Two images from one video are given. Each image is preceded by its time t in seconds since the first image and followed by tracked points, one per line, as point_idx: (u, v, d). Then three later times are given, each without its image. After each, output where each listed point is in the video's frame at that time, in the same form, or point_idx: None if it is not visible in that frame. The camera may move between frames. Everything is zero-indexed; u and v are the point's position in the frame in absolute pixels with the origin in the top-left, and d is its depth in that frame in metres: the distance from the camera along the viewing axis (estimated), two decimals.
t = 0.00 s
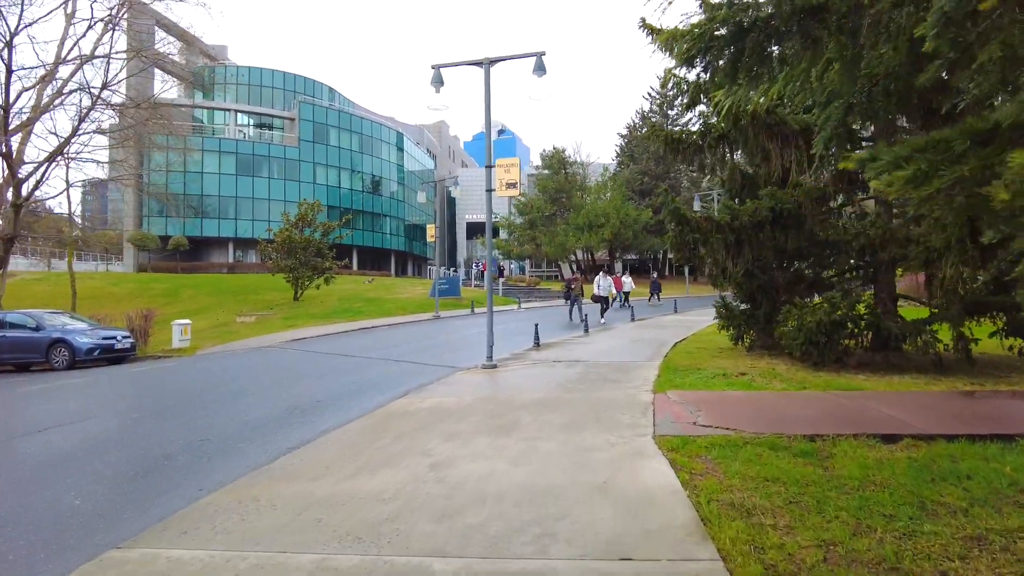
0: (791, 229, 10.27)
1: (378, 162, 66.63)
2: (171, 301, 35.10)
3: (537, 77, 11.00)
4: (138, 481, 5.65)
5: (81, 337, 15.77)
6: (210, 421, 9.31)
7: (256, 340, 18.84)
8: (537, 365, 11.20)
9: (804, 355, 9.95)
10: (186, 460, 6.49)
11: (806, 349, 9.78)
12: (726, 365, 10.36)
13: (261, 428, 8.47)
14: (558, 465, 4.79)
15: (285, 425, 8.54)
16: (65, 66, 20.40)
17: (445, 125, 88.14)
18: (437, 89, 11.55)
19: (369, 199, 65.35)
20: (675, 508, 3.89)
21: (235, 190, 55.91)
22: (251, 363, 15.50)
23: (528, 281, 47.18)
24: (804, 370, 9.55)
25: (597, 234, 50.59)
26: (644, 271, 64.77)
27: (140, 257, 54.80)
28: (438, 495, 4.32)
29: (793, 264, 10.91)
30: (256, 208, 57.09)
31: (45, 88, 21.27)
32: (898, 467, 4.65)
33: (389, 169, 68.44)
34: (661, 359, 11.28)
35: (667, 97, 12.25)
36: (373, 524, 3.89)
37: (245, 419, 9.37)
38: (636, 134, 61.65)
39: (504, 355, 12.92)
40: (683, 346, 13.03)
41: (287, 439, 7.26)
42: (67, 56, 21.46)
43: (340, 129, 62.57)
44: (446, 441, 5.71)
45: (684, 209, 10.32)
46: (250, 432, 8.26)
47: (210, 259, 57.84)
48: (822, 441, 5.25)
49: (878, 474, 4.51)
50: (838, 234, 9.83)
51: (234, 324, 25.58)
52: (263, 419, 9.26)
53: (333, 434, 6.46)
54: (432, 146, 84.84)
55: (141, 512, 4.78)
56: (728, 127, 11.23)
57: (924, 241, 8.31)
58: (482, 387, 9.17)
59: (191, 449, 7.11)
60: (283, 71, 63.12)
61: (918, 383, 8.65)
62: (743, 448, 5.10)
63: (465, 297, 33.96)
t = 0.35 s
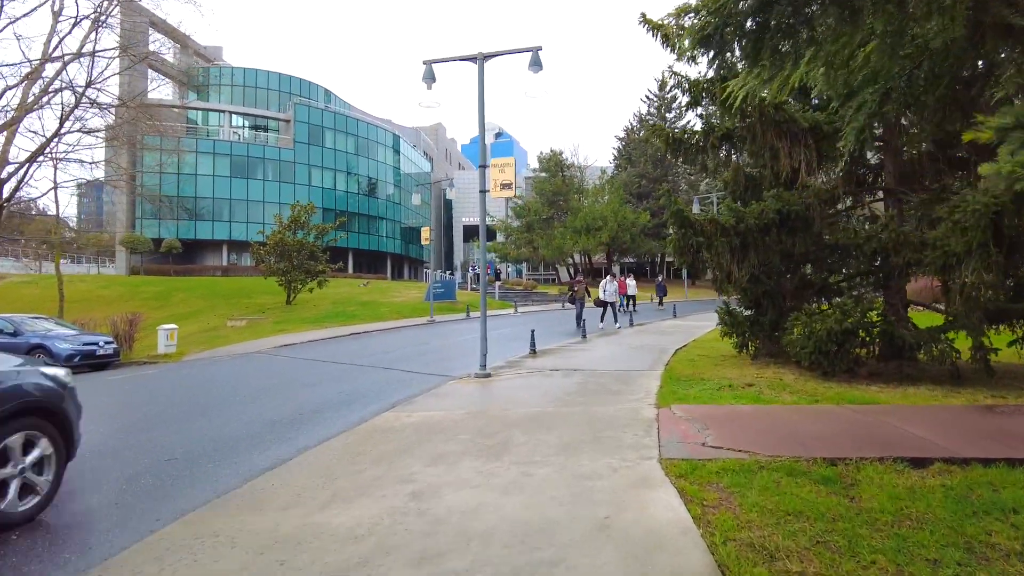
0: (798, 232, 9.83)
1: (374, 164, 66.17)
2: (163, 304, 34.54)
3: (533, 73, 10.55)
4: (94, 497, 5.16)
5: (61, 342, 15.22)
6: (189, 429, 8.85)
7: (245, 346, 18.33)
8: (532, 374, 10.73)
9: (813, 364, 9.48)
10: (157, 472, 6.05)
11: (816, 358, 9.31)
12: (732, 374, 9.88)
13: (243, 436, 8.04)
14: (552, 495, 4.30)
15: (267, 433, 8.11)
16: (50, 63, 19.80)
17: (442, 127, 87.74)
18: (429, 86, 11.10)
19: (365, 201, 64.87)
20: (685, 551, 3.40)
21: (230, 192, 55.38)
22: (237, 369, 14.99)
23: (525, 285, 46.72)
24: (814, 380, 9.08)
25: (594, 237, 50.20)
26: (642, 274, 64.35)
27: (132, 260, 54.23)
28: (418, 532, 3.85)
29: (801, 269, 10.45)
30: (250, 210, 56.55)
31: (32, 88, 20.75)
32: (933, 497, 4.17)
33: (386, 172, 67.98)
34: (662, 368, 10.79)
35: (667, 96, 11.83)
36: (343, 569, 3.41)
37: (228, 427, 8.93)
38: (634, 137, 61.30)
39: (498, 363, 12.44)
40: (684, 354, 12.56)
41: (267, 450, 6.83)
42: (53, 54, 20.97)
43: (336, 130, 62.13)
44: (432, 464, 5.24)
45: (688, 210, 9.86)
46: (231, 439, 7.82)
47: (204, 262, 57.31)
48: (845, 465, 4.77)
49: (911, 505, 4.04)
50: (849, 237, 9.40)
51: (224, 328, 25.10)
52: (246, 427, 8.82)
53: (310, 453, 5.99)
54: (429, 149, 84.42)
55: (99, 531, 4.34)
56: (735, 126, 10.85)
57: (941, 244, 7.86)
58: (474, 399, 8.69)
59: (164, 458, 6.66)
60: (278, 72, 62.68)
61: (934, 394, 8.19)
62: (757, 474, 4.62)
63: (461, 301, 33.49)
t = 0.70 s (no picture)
0: (804, 232, 9.38)
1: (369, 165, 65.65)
2: (152, 306, 33.95)
3: (526, 65, 10.06)
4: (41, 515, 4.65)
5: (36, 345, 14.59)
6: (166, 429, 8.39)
7: (230, 349, 17.79)
8: (526, 380, 10.26)
9: (821, 371, 9.01)
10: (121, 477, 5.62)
11: (824, 364, 8.82)
12: (734, 381, 9.44)
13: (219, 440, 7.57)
14: (540, 526, 3.82)
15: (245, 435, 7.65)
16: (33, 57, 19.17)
17: (438, 128, 87.26)
18: (417, 78, 10.62)
19: (360, 202, 64.32)
20: None
21: (223, 193, 54.86)
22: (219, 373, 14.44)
23: (521, 287, 46.23)
24: (821, 388, 8.62)
25: (592, 238, 49.71)
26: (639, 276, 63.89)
27: (124, 261, 53.61)
28: (387, 569, 3.38)
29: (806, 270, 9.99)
30: (243, 211, 56.01)
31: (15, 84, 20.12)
32: (973, 528, 3.67)
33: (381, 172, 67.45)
34: (663, 374, 10.30)
35: (667, 90, 11.35)
36: None
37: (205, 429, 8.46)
38: (631, 138, 60.87)
39: (491, 368, 11.94)
40: (683, 359, 12.08)
41: (242, 455, 6.37)
42: (37, 49, 20.43)
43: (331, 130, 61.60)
44: (410, 483, 4.77)
45: (689, 208, 9.37)
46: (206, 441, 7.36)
47: (198, 263, 56.78)
48: (868, 489, 4.26)
49: (948, 537, 3.55)
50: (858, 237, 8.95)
51: (213, 331, 24.59)
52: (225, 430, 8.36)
53: (280, 470, 5.50)
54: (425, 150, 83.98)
55: (45, 555, 3.90)
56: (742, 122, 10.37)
57: (959, 244, 7.38)
58: (464, 407, 8.21)
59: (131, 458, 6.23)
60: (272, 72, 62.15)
61: (951, 403, 7.71)
62: (769, 500, 4.13)
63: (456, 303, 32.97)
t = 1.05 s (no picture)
0: (814, 230, 8.94)
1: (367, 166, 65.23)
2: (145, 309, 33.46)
3: (522, 55, 9.60)
4: None
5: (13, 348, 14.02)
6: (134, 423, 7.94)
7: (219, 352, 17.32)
8: (523, 385, 9.76)
9: (834, 377, 8.52)
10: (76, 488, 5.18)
11: (838, 369, 8.33)
12: (742, 386, 8.96)
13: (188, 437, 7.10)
14: (531, 560, 3.31)
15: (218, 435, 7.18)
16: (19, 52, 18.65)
17: (436, 130, 86.91)
18: (409, 69, 10.16)
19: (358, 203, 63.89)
20: None
21: (219, 194, 54.29)
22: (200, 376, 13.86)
23: (520, 288, 45.81)
24: (836, 395, 8.14)
25: (591, 239, 49.32)
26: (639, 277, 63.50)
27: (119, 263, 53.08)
28: None
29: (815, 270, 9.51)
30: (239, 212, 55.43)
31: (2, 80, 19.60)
32: None
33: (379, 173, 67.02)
34: (666, 380, 9.82)
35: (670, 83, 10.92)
36: None
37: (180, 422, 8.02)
38: (631, 138, 60.52)
39: (487, 373, 11.46)
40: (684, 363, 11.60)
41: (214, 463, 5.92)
42: (23, 44, 19.92)
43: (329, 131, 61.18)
44: (388, 505, 4.29)
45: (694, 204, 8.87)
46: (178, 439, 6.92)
47: (194, 265, 56.27)
48: (905, 515, 3.77)
49: None
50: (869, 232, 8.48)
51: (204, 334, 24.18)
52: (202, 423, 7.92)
53: (246, 489, 4.98)
54: (423, 152, 83.63)
55: None
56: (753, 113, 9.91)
57: (984, 241, 6.90)
58: (455, 416, 7.71)
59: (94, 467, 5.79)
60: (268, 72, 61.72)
61: (974, 410, 7.23)
62: (794, 527, 3.65)
63: (454, 305, 32.54)
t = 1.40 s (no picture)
0: (830, 228, 8.45)
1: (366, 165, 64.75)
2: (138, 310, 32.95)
3: (522, 44, 9.12)
4: None
5: None
6: (110, 438, 7.47)
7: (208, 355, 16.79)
8: (522, 393, 9.26)
9: (852, 386, 7.98)
10: (35, 521, 4.70)
11: (857, 379, 7.79)
12: (754, 395, 8.46)
13: (168, 454, 6.64)
14: None
15: (198, 451, 6.73)
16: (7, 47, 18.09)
17: (435, 129, 86.46)
18: (403, 59, 9.65)
19: (357, 203, 63.41)
20: None
21: (217, 193, 53.82)
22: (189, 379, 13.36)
23: (520, 289, 45.31)
24: (857, 405, 7.63)
25: (592, 240, 48.84)
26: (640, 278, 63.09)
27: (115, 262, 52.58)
28: None
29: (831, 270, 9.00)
30: (237, 212, 54.90)
31: None
32: None
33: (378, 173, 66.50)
34: (673, 387, 9.29)
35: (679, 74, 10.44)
36: None
37: (160, 434, 7.58)
38: (632, 138, 59.91)
39: (485, 379, 10.96)
40: (692, 369, 11.08)
41: (189, 488, 5.47)
42: (10, 38, 19.38)
43: (327, 130, 60.68)
44: (368, 542, 3.81)
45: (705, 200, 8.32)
46: (154, 458, 6.46)
47: (191, 264, 55.77)
48: (961, 556, 3.26)
49: None
50: (891, 231, 7.98)
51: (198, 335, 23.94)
52: (183, 436, 7.47)
53: (214, 518, 4.50)
54: (422, 151, 83.15)
55: None
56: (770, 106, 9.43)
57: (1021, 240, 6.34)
58: (450, 429, 7.21)
59: (60, 496, 5.34)
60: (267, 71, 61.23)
61: (1008, 423, 6.69)
62: (834, 569, 3.13)
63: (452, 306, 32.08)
